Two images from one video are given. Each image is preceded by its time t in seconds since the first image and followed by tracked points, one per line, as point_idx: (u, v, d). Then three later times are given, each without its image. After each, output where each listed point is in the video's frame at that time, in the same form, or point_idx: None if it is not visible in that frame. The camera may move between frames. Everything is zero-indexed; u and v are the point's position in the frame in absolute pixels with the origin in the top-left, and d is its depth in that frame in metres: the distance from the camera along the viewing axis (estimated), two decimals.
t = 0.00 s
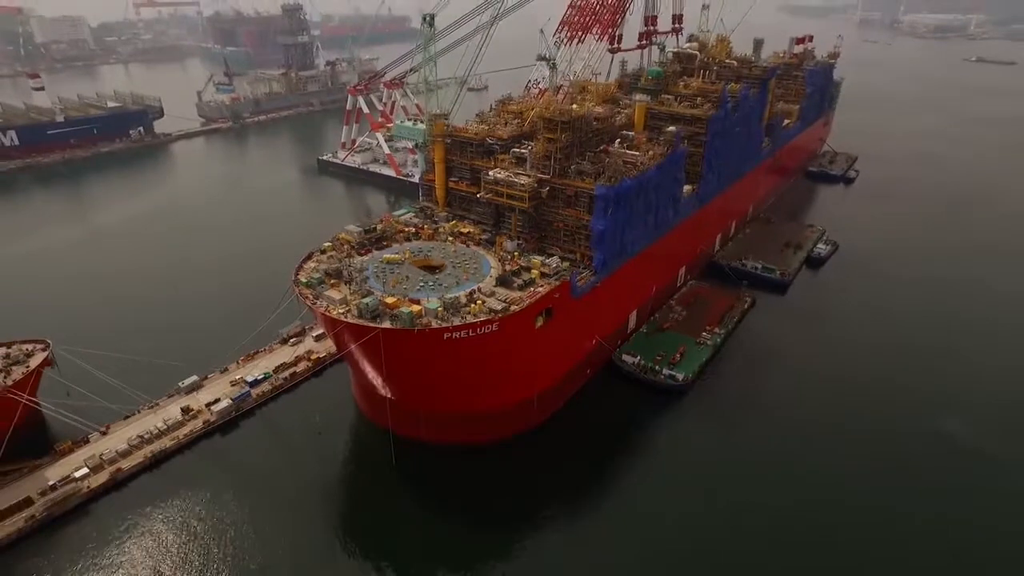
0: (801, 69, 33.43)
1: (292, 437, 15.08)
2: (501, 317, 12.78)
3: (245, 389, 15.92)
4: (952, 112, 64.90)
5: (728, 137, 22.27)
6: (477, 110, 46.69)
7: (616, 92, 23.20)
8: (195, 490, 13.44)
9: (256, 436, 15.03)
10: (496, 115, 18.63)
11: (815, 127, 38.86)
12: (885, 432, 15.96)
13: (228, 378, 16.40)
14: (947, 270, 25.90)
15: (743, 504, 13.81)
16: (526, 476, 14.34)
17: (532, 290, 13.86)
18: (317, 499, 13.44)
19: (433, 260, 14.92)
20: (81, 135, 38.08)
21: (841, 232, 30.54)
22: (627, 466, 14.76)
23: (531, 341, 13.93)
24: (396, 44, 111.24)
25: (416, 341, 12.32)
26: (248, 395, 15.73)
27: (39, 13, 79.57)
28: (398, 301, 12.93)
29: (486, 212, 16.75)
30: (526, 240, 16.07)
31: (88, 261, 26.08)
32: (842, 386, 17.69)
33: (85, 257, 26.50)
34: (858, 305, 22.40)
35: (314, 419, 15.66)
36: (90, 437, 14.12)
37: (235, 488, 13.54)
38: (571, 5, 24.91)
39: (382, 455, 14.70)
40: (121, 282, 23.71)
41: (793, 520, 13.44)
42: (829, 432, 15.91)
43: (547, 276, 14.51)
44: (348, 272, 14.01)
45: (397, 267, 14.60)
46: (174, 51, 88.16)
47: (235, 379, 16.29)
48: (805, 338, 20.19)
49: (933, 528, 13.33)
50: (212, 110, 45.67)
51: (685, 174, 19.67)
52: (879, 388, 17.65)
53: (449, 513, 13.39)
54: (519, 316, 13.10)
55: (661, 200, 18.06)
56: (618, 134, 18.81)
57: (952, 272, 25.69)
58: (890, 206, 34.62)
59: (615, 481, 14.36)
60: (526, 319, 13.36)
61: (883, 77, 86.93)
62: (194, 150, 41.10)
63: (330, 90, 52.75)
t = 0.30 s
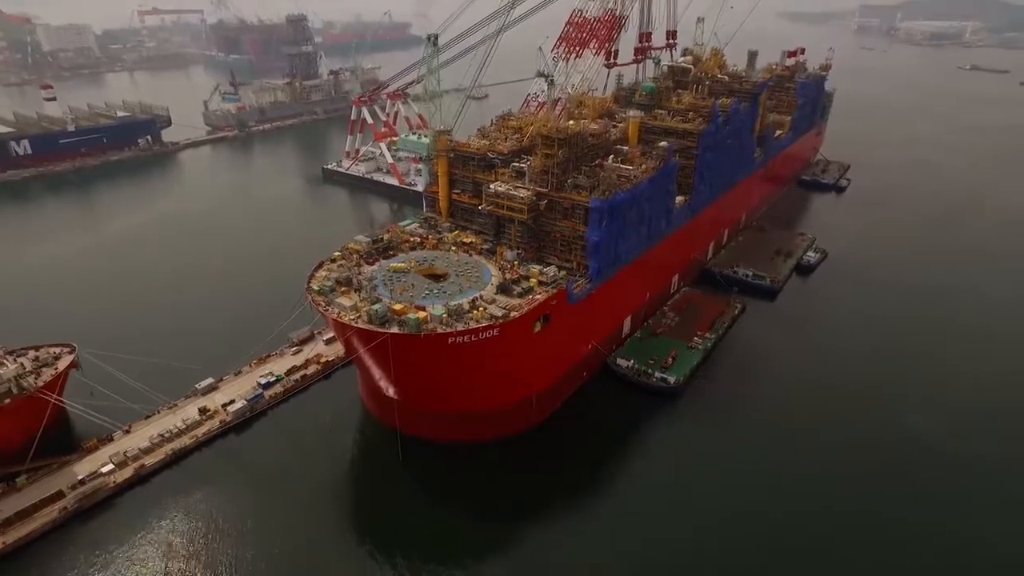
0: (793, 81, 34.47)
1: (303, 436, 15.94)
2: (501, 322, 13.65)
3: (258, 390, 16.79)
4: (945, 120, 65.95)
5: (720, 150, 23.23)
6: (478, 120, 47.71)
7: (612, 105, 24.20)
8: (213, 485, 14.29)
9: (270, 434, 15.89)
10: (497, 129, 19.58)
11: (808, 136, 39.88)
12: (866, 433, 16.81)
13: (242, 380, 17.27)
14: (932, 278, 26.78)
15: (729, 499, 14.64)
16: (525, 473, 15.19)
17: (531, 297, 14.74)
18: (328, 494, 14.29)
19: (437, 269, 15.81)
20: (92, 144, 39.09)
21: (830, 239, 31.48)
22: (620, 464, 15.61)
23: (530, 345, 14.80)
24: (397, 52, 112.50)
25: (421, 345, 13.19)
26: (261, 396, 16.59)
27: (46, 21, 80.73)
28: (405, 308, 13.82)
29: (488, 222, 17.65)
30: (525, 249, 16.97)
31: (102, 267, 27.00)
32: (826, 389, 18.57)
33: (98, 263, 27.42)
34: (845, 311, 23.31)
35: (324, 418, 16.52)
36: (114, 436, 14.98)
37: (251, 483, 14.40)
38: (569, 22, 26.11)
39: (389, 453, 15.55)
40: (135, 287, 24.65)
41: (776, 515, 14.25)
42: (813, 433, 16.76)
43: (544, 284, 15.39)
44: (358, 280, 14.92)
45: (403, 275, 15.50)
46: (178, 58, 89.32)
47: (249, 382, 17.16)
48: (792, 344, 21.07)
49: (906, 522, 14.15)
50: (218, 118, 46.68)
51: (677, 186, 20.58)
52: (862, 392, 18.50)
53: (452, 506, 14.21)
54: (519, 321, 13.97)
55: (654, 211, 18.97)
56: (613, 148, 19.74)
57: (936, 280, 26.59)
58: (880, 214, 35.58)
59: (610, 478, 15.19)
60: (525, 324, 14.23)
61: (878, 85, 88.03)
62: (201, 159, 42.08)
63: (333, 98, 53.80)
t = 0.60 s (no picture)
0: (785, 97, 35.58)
1: (315, 440, 16.87)
2: (503, 333, 14.61)
3: (272, 397, 17.74)
4: (937, 132, 67.16)
5: (712, 167, 24.26)
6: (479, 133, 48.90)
7: (608, 124, 25.28)
8: (231, 485, 15.20)
9: (283, 438, 16.83)
10: (498, 149, 20.63)
11: (800, 150, 41.01)
12: (849, 439, 17.72)
13: (256, 388, 18.21)
14: (918, 289, 27.74)
15: (717, 499, 15.54)
16: (526, 476, 16.09)
17: (530, 310, 15.72)
18: (339, 495, 15.21)
19: (442, 282, 16.80)
20: (104, 157, 40.20)
21: (821, 251, 32.47)
22: (614, 468, 16.52)
23: (530, 355, 15.75)
24: (399, 63, 114.10)
25: (428, 355, 14.14)
26: (275, 403, 17.56)
27: (55, 35, 82.19)
28: (412, 319, 14.80)
29: (489, 238, 18.66)
30: (525, 264, 17.95)
31: (117, 277, 27.99)
32: (811, 397, 19.49)
33: (113, 274, 28.40)
34: (832, 321, 24.27)
35: (334, 423, 17.46)
36: (138, 439, 15.92)
37: (267, 484, 15.31)
38: (567, 44, 27.35)
39: (396, 456, 16.47)
40: (150, 298, 25.62)
41: (760, 516, 15.13)
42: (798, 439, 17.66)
43: (542, 297, 16.37)
44: (368, 294, 15.92)
45: (411, 288, 16.49)
46: (184, 70, 90.79)
47: (262, 390, 18.10)
48: (780, 353, 22.02)
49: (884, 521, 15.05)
50: (225, 131, 47.86)
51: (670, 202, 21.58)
52: (845, 399, 19.42)
53: (456, 507, 15.11)
54: (519, 333, 14.93)
55: (647, 227, 19.95)
56: (609, 167, 20.79)
57: (922, 290, 27.54)
58: (870, 226, 36.61)
59: (605, 481, 16.09)
60: (525, 336, 15.19)
61: (872, 97, 89.39)
62: (209, 171, 43.17)
63: (338, 111, 55.03)
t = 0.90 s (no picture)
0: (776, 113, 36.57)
1: (322, 447, 17.61)
2: (502, 345, 15.41)
3: (280, 405, 18.51)
4: (929, 144, 68.25)
5: (703, 183, 25.15)
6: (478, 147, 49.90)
7: (604, 141, 26.20)
8: (242, 490, 15.93)
9: (292, 444, 17.58)
10: (497, 168, 21.53)
11: (792, 164, 42.00)
12: (834, 446, 18.48)
13: (265, 397, 18.97)
14: (906, 299, 28.54)
15: (706, 503, 16.29)
16: (524, 480, 16.83)
17: (527, 322, 16.53)
18: (345, 499, 15.94)
19: (444, 295, 17.63)
20: (111, 171, 41.12)
21: (812, 263, 33.32)
22: (608, 473, 17.27)
23: (527, 365, 16.54)
24: (399, 75, 115.36)
25: (431, 366, 14.93)
26: (284, 411, 18.32)
27: (60, 48, 83.35)
28: (416, 331, 15.61)
29: (489, 253, 19.50)
30: (523, 278, 18.79)
31: (126, 288, 28.80)
32: (798, 405, 20.28)
33: (122, 285, 29.18)
34: (820, 332, 25.07)
35: (340, 430, 18.23)
36: (153, 446, 16.67)
37: (277, 489, 16.05)
38: (564, 64, 28.32)
39: (400, 462, 17.22)
40: (159, 309, 26.41)
41: (747, 519, 15.88)
42: (786, 447, 18.41)
43: (539, 310, 17.19)
44: (373, 307, 16.73)
45: (414, 301, 17.31)
46: (186, 82, 91.93)
47: (271, 398, 18.87)
48: (769, 362, 22.83)
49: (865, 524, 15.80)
50: (230, 144, 48.82)
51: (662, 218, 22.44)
52: (832, 408, 20.18)
53: (457, 510, 15.84)
54: (517, 345, 15.73)
55: (641, 242, 20.79)
56: (603, 185, 21.69)
57: (909, 301, 28.37)
58: (860, 238, 37.50)
59: (600, 486, 16.82)
60: (523, 347, 15.98)
61: (866, 109, 90.59)
62: (214, 184, 44.08)
63: (339, 124, 56.04)
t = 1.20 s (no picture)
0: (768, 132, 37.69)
1: (331, 457, 18.45)
2: (503, 360, 16.30)
3: (291, 417, 19.36)
4: (922, 158, 69.45)
5: (696, 202, 26.17)
6: (479, 163, 51.01)
7: (600, 162, 27.25)
8: (256, 497, 16.77)
9: (302, 454, 18.42)
10: (497, 189, 22.55)
11: (785, 180, 43.11)
12: (820, 456, 19.34)
13: (276, 409, 19.83)
14: (895, 312, 29.39)
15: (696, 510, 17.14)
16: (523, 489, 17.66)
17: (527, 338, 17.43)
18: (354, 507, 16.77)
19: (447, 312, 18.56)
20: (120, 188, 42.23)
21: (804, 276, 34.28)
22: (604, 482, 18.12)
23: (527, 379, 17.41)
24: (400, 90, 116.91)
25: (435, 379, 15.81)
26: (295, 423, 19.17)
27: (67, 66, 84.92)
28: (421, 346, 16.52)
29: (489, 271, 20.45)
30: (522, 295, 19.70)
31: (138, 303, 29.75)
32: (786, 416, 21.14)
33: (133, 301, 30.10)
34: (810, 344, 25.95)
35: (348, 441, 19.07)
36: (171, 456, 17.53)
37: (288, 497, 16.88)
38: (562, 87, 29.44)
39: (405, 471, 18.05)
40: (170, 323, 27.33)
41: (736, 525, 16.71)
42: (774, 457, 19.25)
43: (538, 326, 18.10)
44: (380, 324, 17.66)
45: (419, 317, 18.23)
46: (191, 98, 93.46)
47: (282, 411, 19.72)
48: (760, 375, 23.70)
49: (849, 532, 16.58)
50: (235, 162, 49.98)
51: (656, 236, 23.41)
52: (820, 419, 21.01)
53: (460, 516, 16.66)
54: (517, 359, 16.62)
55: (635, 260, 21.72)
56: (598, 206, 22.71)
57: (898, 314, 29.23)
58: (851, 252, 38.45)
59: (595, 494, 17.64)
60: (522, 361, 16.86)
61: (860, 122, 91.95)
62: (220, 200, 45.17)
63: (342, 141, 57.24)
